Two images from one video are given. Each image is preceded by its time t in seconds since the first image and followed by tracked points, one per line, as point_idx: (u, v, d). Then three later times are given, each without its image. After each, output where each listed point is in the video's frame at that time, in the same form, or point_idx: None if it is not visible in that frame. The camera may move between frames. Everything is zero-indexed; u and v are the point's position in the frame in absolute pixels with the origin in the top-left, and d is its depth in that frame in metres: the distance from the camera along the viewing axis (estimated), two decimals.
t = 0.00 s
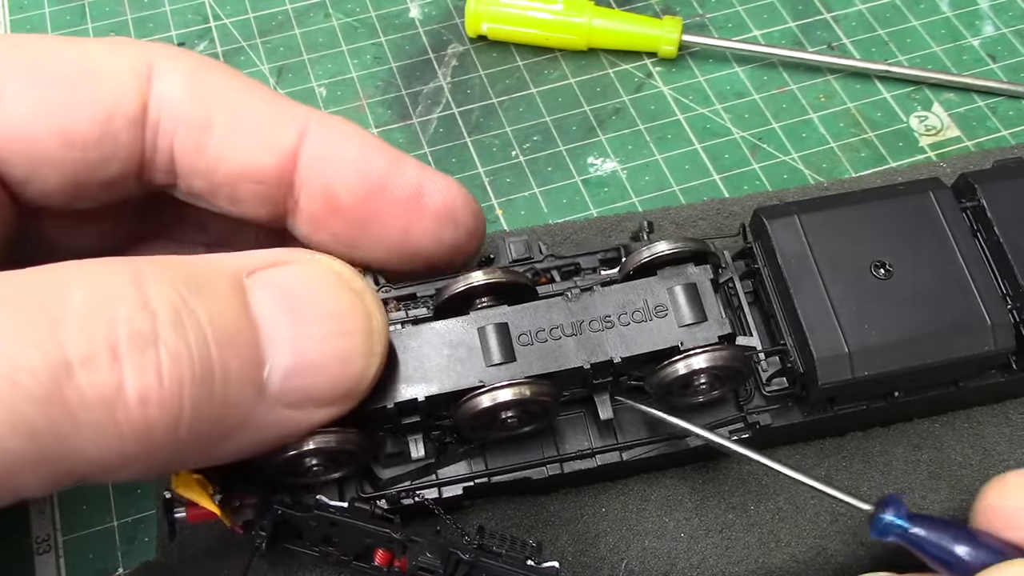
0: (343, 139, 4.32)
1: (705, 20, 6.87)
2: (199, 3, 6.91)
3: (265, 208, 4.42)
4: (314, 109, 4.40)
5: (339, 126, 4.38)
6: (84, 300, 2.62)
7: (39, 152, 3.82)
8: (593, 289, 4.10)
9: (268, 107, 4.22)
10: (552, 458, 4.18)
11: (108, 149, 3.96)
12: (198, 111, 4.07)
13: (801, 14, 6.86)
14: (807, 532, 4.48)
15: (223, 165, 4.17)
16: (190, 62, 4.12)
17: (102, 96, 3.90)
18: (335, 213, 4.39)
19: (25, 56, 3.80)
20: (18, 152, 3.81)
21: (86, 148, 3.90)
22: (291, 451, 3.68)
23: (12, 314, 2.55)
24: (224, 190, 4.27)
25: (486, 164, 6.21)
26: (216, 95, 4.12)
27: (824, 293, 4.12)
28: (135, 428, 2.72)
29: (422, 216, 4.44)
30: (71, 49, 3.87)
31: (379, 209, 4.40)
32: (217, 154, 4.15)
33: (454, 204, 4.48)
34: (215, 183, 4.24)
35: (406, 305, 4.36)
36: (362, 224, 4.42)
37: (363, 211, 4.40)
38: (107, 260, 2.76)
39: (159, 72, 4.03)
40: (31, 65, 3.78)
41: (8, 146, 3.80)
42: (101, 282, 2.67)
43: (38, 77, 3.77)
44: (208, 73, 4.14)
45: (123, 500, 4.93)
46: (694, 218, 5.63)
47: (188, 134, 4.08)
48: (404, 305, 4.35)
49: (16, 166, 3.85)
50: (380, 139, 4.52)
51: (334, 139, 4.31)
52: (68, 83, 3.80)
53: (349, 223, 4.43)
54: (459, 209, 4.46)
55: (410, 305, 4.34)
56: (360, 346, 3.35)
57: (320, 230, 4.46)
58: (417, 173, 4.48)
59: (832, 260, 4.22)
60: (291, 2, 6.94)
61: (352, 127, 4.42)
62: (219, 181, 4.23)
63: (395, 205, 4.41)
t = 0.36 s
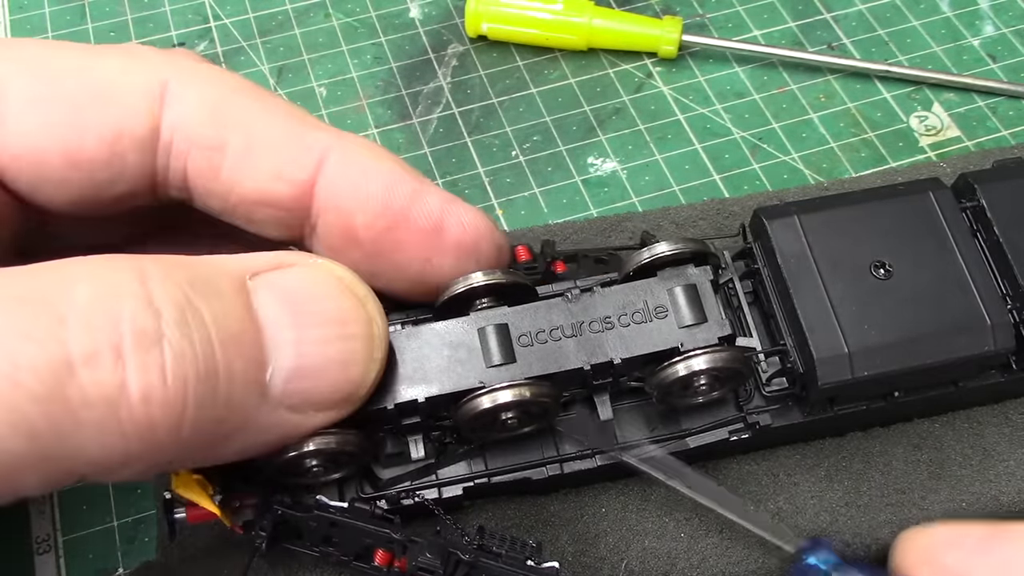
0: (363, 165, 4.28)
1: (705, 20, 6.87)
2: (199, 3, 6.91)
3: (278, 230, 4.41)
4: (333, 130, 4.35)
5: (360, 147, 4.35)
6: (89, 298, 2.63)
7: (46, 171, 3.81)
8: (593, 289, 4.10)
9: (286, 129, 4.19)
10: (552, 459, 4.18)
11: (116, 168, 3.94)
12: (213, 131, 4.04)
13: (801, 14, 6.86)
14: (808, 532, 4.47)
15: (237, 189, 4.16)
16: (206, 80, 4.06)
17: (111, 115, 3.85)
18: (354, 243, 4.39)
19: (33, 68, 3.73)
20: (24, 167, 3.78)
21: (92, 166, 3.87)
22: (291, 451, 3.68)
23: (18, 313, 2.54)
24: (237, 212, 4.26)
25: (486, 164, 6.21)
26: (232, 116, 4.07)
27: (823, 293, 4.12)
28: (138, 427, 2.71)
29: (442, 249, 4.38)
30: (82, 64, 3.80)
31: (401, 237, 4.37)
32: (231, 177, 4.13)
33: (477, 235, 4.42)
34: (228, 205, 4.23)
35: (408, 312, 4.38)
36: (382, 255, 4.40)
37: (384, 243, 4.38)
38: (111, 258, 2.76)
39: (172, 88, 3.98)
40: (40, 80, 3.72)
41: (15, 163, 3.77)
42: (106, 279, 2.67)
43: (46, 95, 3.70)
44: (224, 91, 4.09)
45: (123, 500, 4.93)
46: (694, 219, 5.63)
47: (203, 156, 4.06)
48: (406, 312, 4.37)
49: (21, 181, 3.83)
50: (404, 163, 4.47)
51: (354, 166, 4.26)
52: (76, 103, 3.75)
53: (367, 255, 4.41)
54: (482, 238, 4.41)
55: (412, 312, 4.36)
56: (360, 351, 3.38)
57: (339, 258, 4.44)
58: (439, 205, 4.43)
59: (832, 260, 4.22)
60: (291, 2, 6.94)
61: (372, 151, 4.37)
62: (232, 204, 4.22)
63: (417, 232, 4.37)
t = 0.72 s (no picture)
0: (375, 170, 4.32)
1: (705, 20, 6.88)
2: (200, 3, 6.91)
3: (288, 231, 4.43)
4: (345, 132, 4.36)
5: (373, 151, 4.37)
6: (91, 294, 2.61)
7: (52, 172, 3.77)
8: (592, 289, 4.10)
9: (297, 131, 4.19)
10: (552, 459, 4.18)
11: (123, 170, 3.91)
12: (223, 134, 4.02)
13: (800, 14, 6.86)
14: (808, 532, 4.46)
15: (247, 191, 4.16)
16: (217, 82, 4.04)
17: (120, 117, 3.82)
18: (365, 248, 4.43)
19: (42, 69, 3.69)
20: (30, 168, 3.75)
21: (100, 167, 3.84)
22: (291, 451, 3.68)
23: (24, 308, 2.53)
24: (247, 214, 4.28)
25: (486, 164, 6.21)
26: (243, 118, 4.06)
27: (824, 293, 4.12)
28: (142, 428, 2.72)
29: (455, 253, 4.47)
30: (90, 63, 3.77)
31: (414, 243, 4.43)
32: (241, 179, 4.13)
33: (489, 239, 4.49)
34: (238, 206, 4.24)
35: (407, 314, 4.39)
36: (394, 262, 4.43)
37: (396, 248, 4.41)
38: (116, 254, 2.75)
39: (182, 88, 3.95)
40: (47, 80, 3.68)
41: (20, 163, 3.74)
42: (111, 276, 2.66)
43: (54, 95, 3.66)
44: (235, 92, 4.07)
45: (123, 500, 4.93)
46: (693, 218, 5.63)
47: (212, 158, 4.04)
48: (405, 314, 4.38)
49: (27, 182, 3.81)
50: (414, 166, 4.50)
51: (366, 169, 4.30)
52: (84, 104, 3.71)
53: (379, 261, 4.44)
54: (494, 245, 4.49)
55: (412, 313, 4.37)
56: (360, 353, 3.45)
57: (350, 262, 4.47)
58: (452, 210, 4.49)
59: (832, 260, 4.22)
60: (291, 2, 6.95)
61: (384, 154, 4.39)
62: (243, 205, 4.23)
63: (430, 238, 4.44)
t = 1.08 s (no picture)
0: (375, 177, 4.31)
1: (705, 20, 6.88)
2: (199, 3, 6.91)
3: (285, 235, 4.43)
4: (346, 138, 4.34)
5: (373, 155, 4.36)
6: (92, 300, 2.61)
7: (45, 174, 3.79)
8: (593, 291, 4.10)
9: (297, 137, 4.18)
10: (551, 459, 4.18)
11: (117, 174, 3.91)
12: (221, 138, 4.01)
13: (800, 14, 6.86)
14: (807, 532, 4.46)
15: (245, 197, 4.17)
16: (217, 85, 4.02)
17: (116, 121, 3.81)
18: (365, 256, 4.45)
19: (39, 69, 3.68)
20: (25, 169, 3.77)
21: (96, 170, 3.85)
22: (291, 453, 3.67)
23: (22, 312, 2.53)
24: (244, 218, 4.28)
25: (486, 164, 6.21)
26: (241, 123, 4.05)
27: (823, 294, 4.12)
28: (141, 434, 2.73)
29: (455, 260, 4.45)
30: (88, 65, 3.75)
31: (413, 251, 4.43)
32: (239, 184, 4.14)
33: (490, 247, 4.44)
34: (236, 210, 4.24)
35: (406, 317, 4.39)
36: (394, 270, 4.45)
37: (395, 256, 4.43)
38: (117, 257, 2.74)
39: (181, 92, 3.93)
40: (43, 82, 3.67)
41: (15, 164, 3.75)
42: (111, 281, 2.66)
43: (49, 97, 3.66)
44: (234, 96, 4.05)
45: (123, 501, 4.94)
46: (694, 218, 5.63)
47: (210, 162, 4.04)
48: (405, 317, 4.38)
49: (23, 182, 3.82)
50: (415, 172, 4.48)
51: (366, 177, 4.29)
52: (80, 108, 3.71)
53: (378, 269, 4.46)
54: (496, 252, 4.42)
55: (412, 316, 4.37)
56: (360, 358, 3.44)
57: (350, 269, 4.48)
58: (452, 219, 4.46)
59: (832, 260, 4.22)
60: (291, 2, 6.95)
61: (385, 161, 4.37)
62: (241, 209, 4.23)
63: (430, 246, 4.45)
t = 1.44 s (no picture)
0: (376, 180, 4.31)
1: (705, 20, 6.88)
2: (199, 3, 6.92)
3: (285, 237, 4.43)
4: (347, 141, 4.34)
5: (373, 157, 4.36)
6: (94, 301, 2.61)
7: (44, 175, 3.77)
8: (592, 290, 4.10)
9: (297, 140, 4.18)
10: (551, 458, 4.19)
11: (117, 175, 3.91)
12: (221, 139, 4.01)
13: (800, 14, 6.86)
14: (807, 532, 4.46)
15: (246, 199, 4.16)
16: (217, 87, 4.02)
17: (115, 121, 3.82)
18: (365, 260, 4.45)
19: (37, 71, 3.68)
20: (23, 172, 3.75)
21: (94, 172, 3.84)
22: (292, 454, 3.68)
23: (22, 314, 2.53)
24: (245, 220, 4.27)
25: (486, 164, 6.21)
26: (241, 125, 4.06)
27: (823, 293, 4.12)
28: (143, 437, 2.73)
29: (456, 265, 4.45)
30: (86, 66, 3.75)
31: (414, 255, 4.43)
32: (239, 187, 4.13)
33: (491, 252, 4.43)
34: (236, 212, 4.23)
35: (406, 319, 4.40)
36: (393, 274, 4.44)
37: (396, 260, 4.43)
38: (119, 260, 2.74)
39: (181, 93, 3.94)
40: (41, 83, 3.67)
41: (13, 166, 3.74)
42: (114, 283, 2.66)
43: (48, 99, 3.66)
44: (233, 98, 4.06)
45: (123, 501, 4.94)
46: (694, 218, 5.63)
47: (210, 165, 4.04)
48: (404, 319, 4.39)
49: (20, 184, 3.81)
50: (416, 176, 4.48)
51: (367, 180, 4.29)
52: (78, 108, 3.72)
53: (378, 273, 4.46)
54: (497, 255, 4.43)
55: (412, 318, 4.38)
56: (361, 360, 3.44)
57: (351, 272, 4.49)
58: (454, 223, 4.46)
59: (832, 259, 4.22)
60: (291, 2, 6.95)
61: (387, 163, 4.37)
62: (241, 212, 4.22)
63: (432, 249, 4.46)
